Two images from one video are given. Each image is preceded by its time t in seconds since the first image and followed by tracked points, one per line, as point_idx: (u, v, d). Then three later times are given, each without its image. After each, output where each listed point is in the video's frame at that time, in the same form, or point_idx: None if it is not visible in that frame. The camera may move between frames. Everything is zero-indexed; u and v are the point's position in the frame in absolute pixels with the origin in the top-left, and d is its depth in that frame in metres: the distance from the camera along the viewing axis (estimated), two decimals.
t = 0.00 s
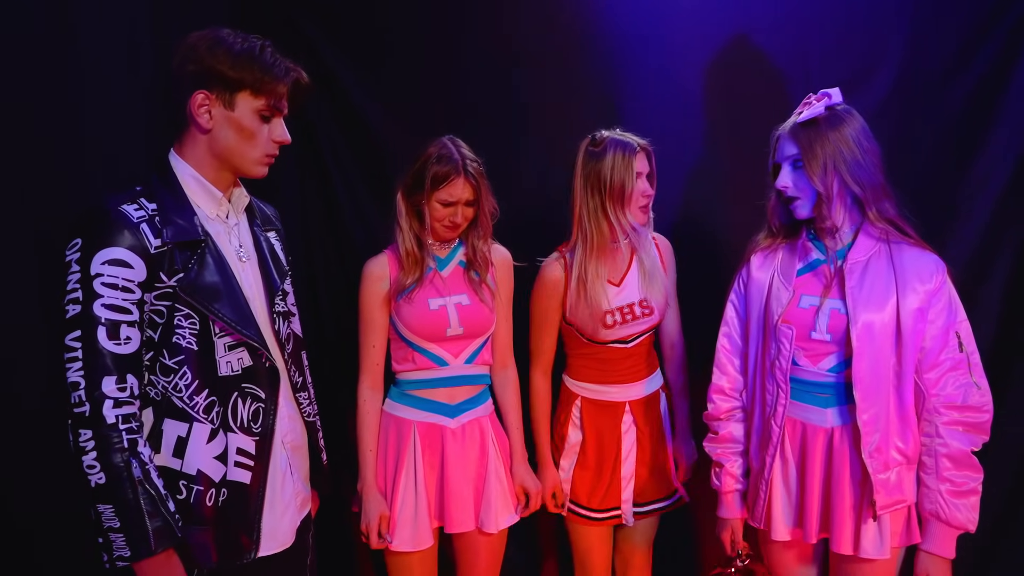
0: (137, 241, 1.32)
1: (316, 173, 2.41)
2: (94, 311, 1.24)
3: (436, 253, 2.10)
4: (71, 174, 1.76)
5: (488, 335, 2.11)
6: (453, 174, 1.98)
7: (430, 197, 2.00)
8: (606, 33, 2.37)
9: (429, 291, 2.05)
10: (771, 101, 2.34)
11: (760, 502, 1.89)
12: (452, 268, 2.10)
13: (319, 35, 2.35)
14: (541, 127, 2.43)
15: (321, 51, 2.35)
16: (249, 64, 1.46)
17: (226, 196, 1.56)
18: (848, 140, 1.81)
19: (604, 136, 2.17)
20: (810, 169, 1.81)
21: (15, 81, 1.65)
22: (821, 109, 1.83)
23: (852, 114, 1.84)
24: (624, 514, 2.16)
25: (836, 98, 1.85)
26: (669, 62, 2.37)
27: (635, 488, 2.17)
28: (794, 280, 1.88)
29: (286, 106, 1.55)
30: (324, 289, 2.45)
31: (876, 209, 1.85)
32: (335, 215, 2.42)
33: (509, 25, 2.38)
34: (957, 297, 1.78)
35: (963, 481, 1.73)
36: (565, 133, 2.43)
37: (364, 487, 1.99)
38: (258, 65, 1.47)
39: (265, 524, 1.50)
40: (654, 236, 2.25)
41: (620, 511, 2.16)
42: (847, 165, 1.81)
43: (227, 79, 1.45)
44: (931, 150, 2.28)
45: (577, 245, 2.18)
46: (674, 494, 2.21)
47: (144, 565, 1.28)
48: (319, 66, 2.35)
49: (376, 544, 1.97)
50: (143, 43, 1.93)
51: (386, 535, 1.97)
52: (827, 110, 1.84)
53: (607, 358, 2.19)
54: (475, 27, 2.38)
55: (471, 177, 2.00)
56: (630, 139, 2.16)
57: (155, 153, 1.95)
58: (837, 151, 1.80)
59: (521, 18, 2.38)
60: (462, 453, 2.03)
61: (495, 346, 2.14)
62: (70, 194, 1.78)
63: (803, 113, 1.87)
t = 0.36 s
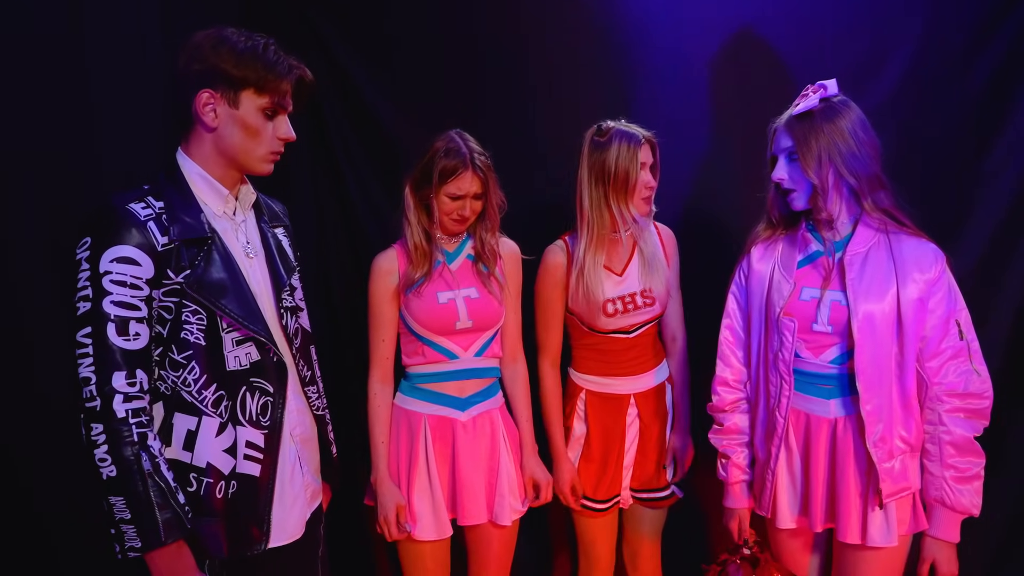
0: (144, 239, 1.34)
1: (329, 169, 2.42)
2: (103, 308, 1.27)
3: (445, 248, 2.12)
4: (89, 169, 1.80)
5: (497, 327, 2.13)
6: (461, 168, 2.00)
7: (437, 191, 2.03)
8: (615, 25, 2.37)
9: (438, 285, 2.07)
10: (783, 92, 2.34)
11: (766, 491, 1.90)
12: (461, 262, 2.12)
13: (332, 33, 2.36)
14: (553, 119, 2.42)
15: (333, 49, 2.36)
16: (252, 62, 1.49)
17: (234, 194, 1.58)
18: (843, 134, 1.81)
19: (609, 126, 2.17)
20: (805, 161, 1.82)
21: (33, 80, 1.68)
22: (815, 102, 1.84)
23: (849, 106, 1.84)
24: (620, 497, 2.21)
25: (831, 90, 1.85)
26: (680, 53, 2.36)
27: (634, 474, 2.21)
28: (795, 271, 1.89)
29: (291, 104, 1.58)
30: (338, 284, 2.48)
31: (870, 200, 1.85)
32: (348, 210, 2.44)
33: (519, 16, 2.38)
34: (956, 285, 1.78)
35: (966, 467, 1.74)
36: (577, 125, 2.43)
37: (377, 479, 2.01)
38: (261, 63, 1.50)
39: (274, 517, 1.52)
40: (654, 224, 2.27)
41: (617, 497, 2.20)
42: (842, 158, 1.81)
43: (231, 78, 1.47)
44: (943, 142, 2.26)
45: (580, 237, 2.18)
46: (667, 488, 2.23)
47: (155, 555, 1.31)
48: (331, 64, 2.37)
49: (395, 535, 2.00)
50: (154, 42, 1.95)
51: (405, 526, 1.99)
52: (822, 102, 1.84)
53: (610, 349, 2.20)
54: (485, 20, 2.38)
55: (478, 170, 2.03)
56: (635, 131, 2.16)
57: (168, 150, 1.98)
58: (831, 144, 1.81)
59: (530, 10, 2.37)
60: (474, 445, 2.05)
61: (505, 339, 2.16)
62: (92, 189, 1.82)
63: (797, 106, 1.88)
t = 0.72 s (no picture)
0: (141, 241, 1.35)
1: (334, 168, 2.44)
2: (101, 309, 1.28)
3: (446, 247, 2.12)
4: (96, 167, 1.82)
5: (499, 326, 2.15)
6: (462, 164, 2.01)
7: (440, 188, 2.03)
8: (617, 23, 2.36)
9: (439, 284, 2.08)
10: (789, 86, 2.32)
11: (761, 486, 1.92)
12: (462, 260, 2.12)
13: (337, 33, 2.38)
14: (557, 116, 2.42)
15: (338, 49, 2.37)
16: (248, 63, 1.49)
17: (232, 195, 1.59)
18: (835, 135, 1.81)
19: (618, 127, 2.17)
20: (796, 163, 1.83)
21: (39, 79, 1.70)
22: (807, 104, 1.84)
23: (843, 106, 1.85)
24: (628, 504, 2.19)
25: (824, 93, 1.84)
26: (683, 51, 2.35)
27: (638, 480, 2.20)
28: (789, 272, 1.91)
29: (288, 105, 1.58)
30: (343, 281, 2.49)
31: (862, 201, 1.85)
32: (352, 208, 2.45)
33: (522, 13, 2.38)
34: (950, 284, 1.78)
35: (959, 465, 1.74)
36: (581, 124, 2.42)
37: (379, 480, 2.02)
38: (256, 64, 1.50)
39: (272, 516, 1.54)
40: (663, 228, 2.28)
41: (624, 501, 2.19)
42: (834, 160, 1.81)
43: (227, 80, 1.48)
44: (947, 142, 2.24)
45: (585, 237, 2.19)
46: (678, 485, 2.25)
47: (153, 554, 1.33)
48: (335, 64, 2.38)
49: (397, 535, 2.01)
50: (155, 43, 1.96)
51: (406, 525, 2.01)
52: (815, 104, 1.85)
53: (609, 351, 2.21)
54: (488, 17, 2.38)
55: (480, 167, 2.04)
56: (645, 132, 2.15)
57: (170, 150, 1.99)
58: (824, 146, 1.81)
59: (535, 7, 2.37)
60: (475, 444, 2.07)
61: (506, 340, 2.17)
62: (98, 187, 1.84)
63: (791, 108, 1.89)
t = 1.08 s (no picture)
0: (137, 237, 1.36)
1: (341, 166, 2.44)
2: (95, 304, 1.29)
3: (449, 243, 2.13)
4: (104, 159, 1.84)
5: (499, 325, 2.15)
6: (464, 161, 2.01)
7: (443, 185, 2.03)
8: (629, 28, 2.35)
9: (440, 282, 2.08)
10: (798, 95, 2.30)
11: (756, 496, 1.90)
12: (464, 258, 2.13)
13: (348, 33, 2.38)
14: (565, 120, 2.42)
15: (348, 48, 2.38)
16: (249, 62, 1.50)
17: (231, 193, 1.60)
18: (842, 146, 1.80)
19: (617, 130, 2.17)
20: (802, 173, 1.82)
21: (48, 73, 1.72)
22: (816, 114, 1.82)
23: (850, 118, 1.83)
24: (624, 510, 2.18)
25: (832, 102, 1.83)
26: (694, 57, 2.33)
27: (635, 486, 2.19)
28: (790, 282, 1.90)
29: (288, 104, 1.59)
30: (347, 280, 2.49)
31: (866, 214, 1.83)
32: (358, 208, 2.45)
33: (533, 16, 2.37)
34: (952, 299, 1.76)
35: (955, 482, 1.72)
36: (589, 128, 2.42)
37: (375, 478, 2.04)
38: (258, 63, 1.51)
39: (261, 514, 1.55)
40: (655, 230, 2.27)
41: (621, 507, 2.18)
42: (841, 172, 1.80)
43: (228, 78, 1.48)
44: (957, 154, 2.22)
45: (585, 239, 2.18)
46: (672, 495, 2.23)
47: (140, 548, 1.34)
48: (345, 64, 2.38)
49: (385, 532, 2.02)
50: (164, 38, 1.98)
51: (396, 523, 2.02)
52: (822, 114, 1.83)
53: (602, 352, 2.21)
54: (498, 19, 2.38)
55: (483, 164, 2.04)
56: (642, 137, 2.16)
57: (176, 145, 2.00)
58: (830, 156, 1.80)
59: (544, 10, 2.37)
60: (472, 446, 2.06)
61: (506, 337, 2.17)
62: (107, 182, 1.86)
63: (798, 117, 1.87)
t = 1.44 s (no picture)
0: (132, 225, 1.36)
1: (347, 162, 2.44)
2: (87, 291, 1.29)
3: (452, 244, 2.11)
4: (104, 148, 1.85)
5: (501, 327, 2.14)
6: (471, 160, 2.00)
7: (448, 183, 2.02)
8: (639, 30, 2.34)
9: (442, 283, 2.07)
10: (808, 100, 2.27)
11: (752, 505, 1.88)
12: (467, 258, 2.11)
13: (357, 29, 2.38)
14: (573, 120, 2.40)
15: (356, 44, 2.38)
16: (252, 53, 1.50)
17: (229, 183, 1.60)
18: (849, 152, 1.77)
19: (607, 129, 2.17)
20: (809, 178, 1.79)
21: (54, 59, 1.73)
22: (824, 118, 1.79)
23: (857, 123, 1.81)
24: (613, 516, 2.16)
25: (840, 108, 1.80)
26: (702, 60, 2.32)
27: (623, 492, 2.17)
28: (792, 290, 1.87)
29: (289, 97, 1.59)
30: (350, 275, 2.49)
31: (871, 223, 1.80)
32: (363, 204, 2.45)
33: (542, 15, 2.36)
34: (956, 310, 1.73)
35: (954, 497, 1.69)
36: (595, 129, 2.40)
37: (374, 473, 2.04)
38: (260, 54, 1.51)
39: (251, 505, 1.55)
40: (648, 231, 2.25)
41: (609, 514, 2.16)
42: (847, 177, 1.77)
43: (229, 68, 1.48)
44: (969, 165, 2.19)
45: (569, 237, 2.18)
46: (662, 502, 2.21)
47: (125, 539, 1.33)
48: (353, 60, 2.38)
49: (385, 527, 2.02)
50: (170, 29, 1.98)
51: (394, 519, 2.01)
52: (830, 119, 1.80)
53: (594, 351, 2.20)
54: (506, 18, 2.37)
55: (489, 164, 2.03)
56: (633, 136, 2.16)
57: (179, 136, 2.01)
58: (838, 162, 1.77)
59: (553, 10, 2.36)
60: (474, 444, 2.05)
61: (507, 337, 2.16)
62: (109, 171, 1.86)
63: (805, 121, 1.83)
